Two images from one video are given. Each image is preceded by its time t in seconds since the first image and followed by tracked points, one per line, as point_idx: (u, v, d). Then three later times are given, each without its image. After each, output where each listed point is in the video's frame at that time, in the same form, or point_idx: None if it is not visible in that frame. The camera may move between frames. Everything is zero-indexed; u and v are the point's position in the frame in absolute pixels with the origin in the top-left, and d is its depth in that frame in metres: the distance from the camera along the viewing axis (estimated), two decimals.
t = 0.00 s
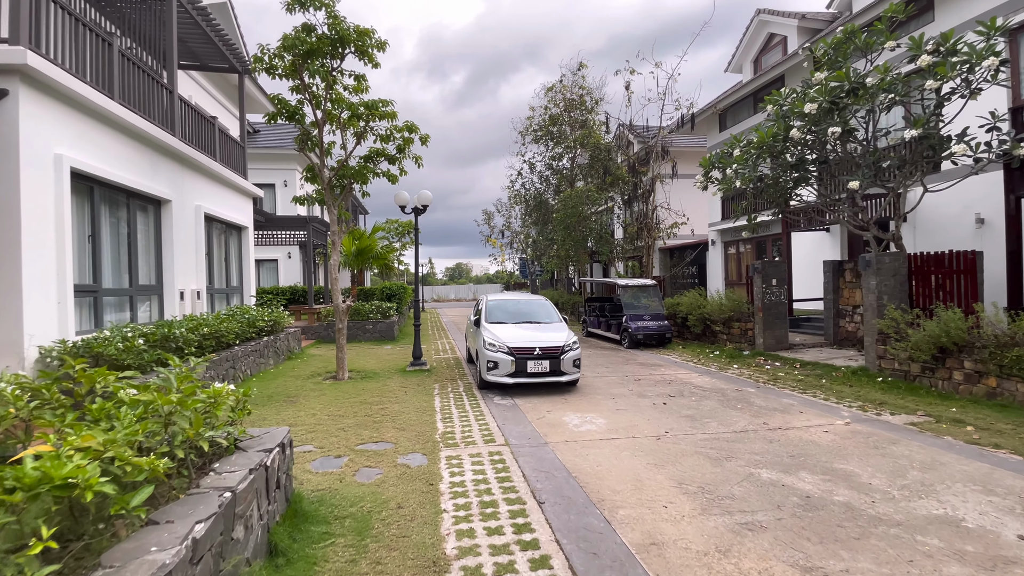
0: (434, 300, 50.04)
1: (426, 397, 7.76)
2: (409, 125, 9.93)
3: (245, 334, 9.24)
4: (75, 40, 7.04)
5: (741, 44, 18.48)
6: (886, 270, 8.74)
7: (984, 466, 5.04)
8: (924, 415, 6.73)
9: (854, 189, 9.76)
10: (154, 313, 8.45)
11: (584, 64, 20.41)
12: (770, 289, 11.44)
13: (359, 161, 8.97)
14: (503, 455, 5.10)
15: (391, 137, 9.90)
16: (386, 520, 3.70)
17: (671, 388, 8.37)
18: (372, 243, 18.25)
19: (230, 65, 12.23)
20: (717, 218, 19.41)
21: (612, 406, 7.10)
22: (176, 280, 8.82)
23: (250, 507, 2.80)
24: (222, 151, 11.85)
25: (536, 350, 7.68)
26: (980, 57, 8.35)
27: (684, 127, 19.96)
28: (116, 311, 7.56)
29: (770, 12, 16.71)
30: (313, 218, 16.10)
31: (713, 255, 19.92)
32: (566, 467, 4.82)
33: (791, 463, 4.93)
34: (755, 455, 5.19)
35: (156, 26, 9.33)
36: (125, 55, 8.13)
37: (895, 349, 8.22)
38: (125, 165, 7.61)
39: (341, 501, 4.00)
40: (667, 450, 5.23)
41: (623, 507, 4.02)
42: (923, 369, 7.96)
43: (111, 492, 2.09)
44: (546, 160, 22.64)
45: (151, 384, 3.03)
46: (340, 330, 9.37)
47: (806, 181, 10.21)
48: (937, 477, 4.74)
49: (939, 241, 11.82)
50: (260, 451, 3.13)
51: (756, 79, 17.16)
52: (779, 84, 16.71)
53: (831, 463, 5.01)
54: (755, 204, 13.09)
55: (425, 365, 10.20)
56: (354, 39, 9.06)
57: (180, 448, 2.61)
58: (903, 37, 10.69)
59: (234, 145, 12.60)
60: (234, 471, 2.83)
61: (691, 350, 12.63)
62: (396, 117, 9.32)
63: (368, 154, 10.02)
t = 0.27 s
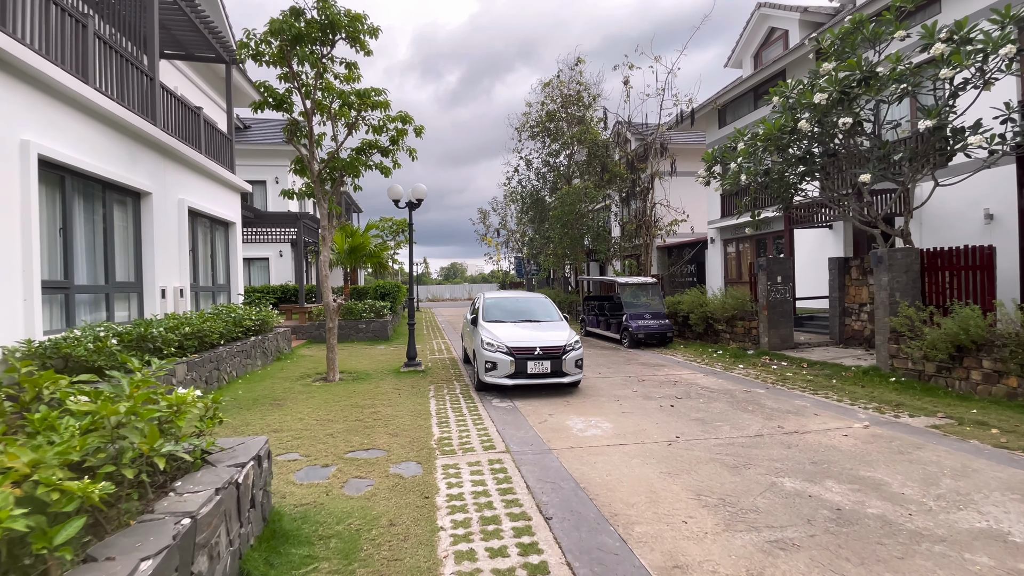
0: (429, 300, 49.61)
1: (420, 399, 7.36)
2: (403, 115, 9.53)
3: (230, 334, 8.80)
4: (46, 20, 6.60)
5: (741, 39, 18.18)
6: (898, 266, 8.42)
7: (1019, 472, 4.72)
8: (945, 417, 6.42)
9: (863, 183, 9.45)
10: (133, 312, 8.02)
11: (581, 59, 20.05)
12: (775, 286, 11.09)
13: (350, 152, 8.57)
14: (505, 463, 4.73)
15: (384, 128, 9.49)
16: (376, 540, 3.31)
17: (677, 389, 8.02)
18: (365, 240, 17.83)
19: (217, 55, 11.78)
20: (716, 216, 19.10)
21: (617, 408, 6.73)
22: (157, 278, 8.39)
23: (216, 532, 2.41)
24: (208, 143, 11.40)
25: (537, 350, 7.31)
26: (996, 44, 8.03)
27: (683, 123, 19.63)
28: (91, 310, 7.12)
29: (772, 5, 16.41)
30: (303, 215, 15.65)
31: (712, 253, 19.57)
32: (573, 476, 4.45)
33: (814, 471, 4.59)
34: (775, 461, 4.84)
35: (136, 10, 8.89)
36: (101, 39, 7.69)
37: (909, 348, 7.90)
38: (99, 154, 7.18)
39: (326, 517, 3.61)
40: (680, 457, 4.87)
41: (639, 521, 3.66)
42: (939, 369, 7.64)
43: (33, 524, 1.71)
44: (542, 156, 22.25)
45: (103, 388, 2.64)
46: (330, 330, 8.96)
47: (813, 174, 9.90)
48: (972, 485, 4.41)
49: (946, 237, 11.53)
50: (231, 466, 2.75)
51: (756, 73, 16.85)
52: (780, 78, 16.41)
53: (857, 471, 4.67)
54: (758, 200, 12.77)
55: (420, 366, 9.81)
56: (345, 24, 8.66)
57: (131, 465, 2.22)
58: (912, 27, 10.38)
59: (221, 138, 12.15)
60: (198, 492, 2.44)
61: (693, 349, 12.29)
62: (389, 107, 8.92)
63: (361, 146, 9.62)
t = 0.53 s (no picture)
0: (426, 300, 49.15)
1: (415, 408, 6.93)
2: (398, 108, 9.08)
3: (216, 338, 8.37)
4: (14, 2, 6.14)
5: (744, 34, 17.82)
6: (915, 267, 8.06)
7: None
8: (973, 427, 6.05)
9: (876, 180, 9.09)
10: (110, 315, 7.57)
11: (581, 55, 19.67)
12: (783, 287, 10.71)
13: (342, 146, 8.14)
14: (507, 483, 4.31)
15: (377, 121, 9.06)
16: None
17: (686, 396, 7.63)
18: (360, 240, 17.40)
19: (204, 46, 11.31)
20: (718, 215, 18.74)
21: (625, 417, 6.34)
22: (137, 279, 7.95)
23: None
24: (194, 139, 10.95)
25: (539, 355, 6.90)
26: (1018, 35, 7.67)
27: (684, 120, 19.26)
28: (63, 313, 6.68)
29: None
30: (296, 214, 15.20)
31: (714, 253, 19.25)
32: (583, 498, 4.04)
33: (846, 490, 4.20)
34: (802, 479, 4.45)
35: None
36: (75, 25, 7.24)
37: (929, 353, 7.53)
38: (72, 147, 6.73)
39: (307, 551, 3.19)
40: (699, 475, 4.47)
41: (661, 553, 3.25)
42: (960, 374, 7.28)
43: None
44: (541, 154, 21.83)
45: (34, 413, 2.25)
46: (321, 334, 8.52)
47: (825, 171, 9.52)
48: (1019, 506, 4.04)
49: (959, 237, 11.18)
50: (190, 506, 2.33)
51: (760, 69, 16.50)
52: (784, 74, 16.04)
53: (892, 490, 4.29)
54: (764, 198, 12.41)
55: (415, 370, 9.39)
56: (336, 12, 8.23)
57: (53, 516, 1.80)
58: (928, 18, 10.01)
59: (208, 133, 11.69)
60: (145, 540, 2.04)
61: (698, 351, 11.91)
62: (382, 99, 8.50)
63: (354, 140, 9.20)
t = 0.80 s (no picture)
0: (424, 300, 48.70)
1: (413, 414, 6.51)
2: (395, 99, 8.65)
3: (202, 340, 7.94)
4: None
5: (749, 28, 17.45)
6: (938, 265, 7.67)
7: None
8: (1009, 435, 5.67)
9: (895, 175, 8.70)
10: (88, 317, 7.13)
11: (582, 50, 19.26)
12: (795, 286, 10.30)
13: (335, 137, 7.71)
14: (515, 503, 3.91)
15: (373, 113, 8.63)
16: None
17: (700, 401, 7.21)
18: (356, 238, 16.98)
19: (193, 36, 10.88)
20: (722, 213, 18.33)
21: (637, 425, 5.94)
22: (119, 278, 7.52)
23: None
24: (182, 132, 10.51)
25: (545, 358, 6.48)
26: None
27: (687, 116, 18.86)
28: (35, 314, 6.24)
29: None
30: (289, 211, 14.76)
31: (717, 251, 18.86)
32: (599, 520, 3.65)
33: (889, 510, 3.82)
34: (837, 497, 4.07)
35: None
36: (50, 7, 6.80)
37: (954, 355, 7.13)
38: (46, 137, 6.30)
39: None
40: (725, 493, 4.08)
41: None
42: (988, 378, 6.87)
43: None
44: (541, 152, 21.38)
45: None
46: (313, 336, 8.09)
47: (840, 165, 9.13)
48: None
49: (975, 235, 10.69)
50: (137, 552, 1.92)
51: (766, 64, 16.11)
52: (791, 68, 15.66)
53: (937, 509, 3.91)
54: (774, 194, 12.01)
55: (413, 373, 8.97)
56: None
57: None
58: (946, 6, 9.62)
59: (198, 127, 11.25)
60: None
61: (706, 353, 11.51)
62: (378, 88, 8.08)
63: (348, 133, 8.79)
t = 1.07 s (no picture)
0: (423, 300, 48.28)
1: (414, 424, 6.10)
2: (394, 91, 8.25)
3: (191, 345, 7.51)
4: None
5: (757, 22, 17.06)
6: (967, 265, 7.29)
7: None
8: None
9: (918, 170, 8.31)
10: (67, 320, 6.72)
11: (585, 45, 18.85)
12: (811, 287, 9.89)
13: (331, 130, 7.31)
14: (529, 530, 3.51)
15: (371, 106, 8.23)
16: None
17: (717, 410, 6.82)
18: (355, 237, 16.58)
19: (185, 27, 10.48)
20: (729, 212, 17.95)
21: (654, 437, 5.54)
22: (102, 279, 7.11)
23: None
24: (171, 127, 10.06)
25: (554, 365, 6.05)
26: None
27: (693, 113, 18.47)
28: (8, 318, 5.84)
29: None
30: (286, 209, 14.34)
31: (723, 251, 18.47)
32: (625, 552, 3.25)
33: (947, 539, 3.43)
34: (885, 523, 3.68)
35: None
36: None
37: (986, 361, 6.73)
38: (21, 127, 5.90)
39: None
40: (761, 518, 3.69)
41: None
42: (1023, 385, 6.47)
43: None
44: (543, 149, 20.95)
45: None
46: (308, 340, 7.65)
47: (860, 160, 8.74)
48: None
49: (998, 233, 10.24)
50: None
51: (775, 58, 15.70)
52: (801, 63, 15.24)
53: (998, 536, 3.52)
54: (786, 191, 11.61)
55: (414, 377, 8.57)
56: None
57: None
58: None
59: (189, 121, 10.82)
60: None
61: (717, 356, 11.11)
62: (376, 79, 7.68)
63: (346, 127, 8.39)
